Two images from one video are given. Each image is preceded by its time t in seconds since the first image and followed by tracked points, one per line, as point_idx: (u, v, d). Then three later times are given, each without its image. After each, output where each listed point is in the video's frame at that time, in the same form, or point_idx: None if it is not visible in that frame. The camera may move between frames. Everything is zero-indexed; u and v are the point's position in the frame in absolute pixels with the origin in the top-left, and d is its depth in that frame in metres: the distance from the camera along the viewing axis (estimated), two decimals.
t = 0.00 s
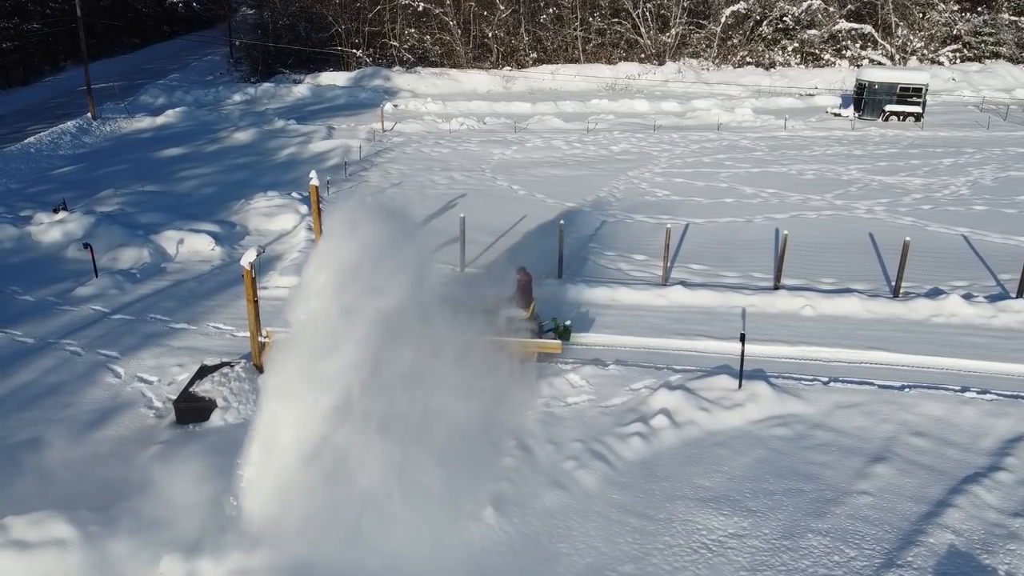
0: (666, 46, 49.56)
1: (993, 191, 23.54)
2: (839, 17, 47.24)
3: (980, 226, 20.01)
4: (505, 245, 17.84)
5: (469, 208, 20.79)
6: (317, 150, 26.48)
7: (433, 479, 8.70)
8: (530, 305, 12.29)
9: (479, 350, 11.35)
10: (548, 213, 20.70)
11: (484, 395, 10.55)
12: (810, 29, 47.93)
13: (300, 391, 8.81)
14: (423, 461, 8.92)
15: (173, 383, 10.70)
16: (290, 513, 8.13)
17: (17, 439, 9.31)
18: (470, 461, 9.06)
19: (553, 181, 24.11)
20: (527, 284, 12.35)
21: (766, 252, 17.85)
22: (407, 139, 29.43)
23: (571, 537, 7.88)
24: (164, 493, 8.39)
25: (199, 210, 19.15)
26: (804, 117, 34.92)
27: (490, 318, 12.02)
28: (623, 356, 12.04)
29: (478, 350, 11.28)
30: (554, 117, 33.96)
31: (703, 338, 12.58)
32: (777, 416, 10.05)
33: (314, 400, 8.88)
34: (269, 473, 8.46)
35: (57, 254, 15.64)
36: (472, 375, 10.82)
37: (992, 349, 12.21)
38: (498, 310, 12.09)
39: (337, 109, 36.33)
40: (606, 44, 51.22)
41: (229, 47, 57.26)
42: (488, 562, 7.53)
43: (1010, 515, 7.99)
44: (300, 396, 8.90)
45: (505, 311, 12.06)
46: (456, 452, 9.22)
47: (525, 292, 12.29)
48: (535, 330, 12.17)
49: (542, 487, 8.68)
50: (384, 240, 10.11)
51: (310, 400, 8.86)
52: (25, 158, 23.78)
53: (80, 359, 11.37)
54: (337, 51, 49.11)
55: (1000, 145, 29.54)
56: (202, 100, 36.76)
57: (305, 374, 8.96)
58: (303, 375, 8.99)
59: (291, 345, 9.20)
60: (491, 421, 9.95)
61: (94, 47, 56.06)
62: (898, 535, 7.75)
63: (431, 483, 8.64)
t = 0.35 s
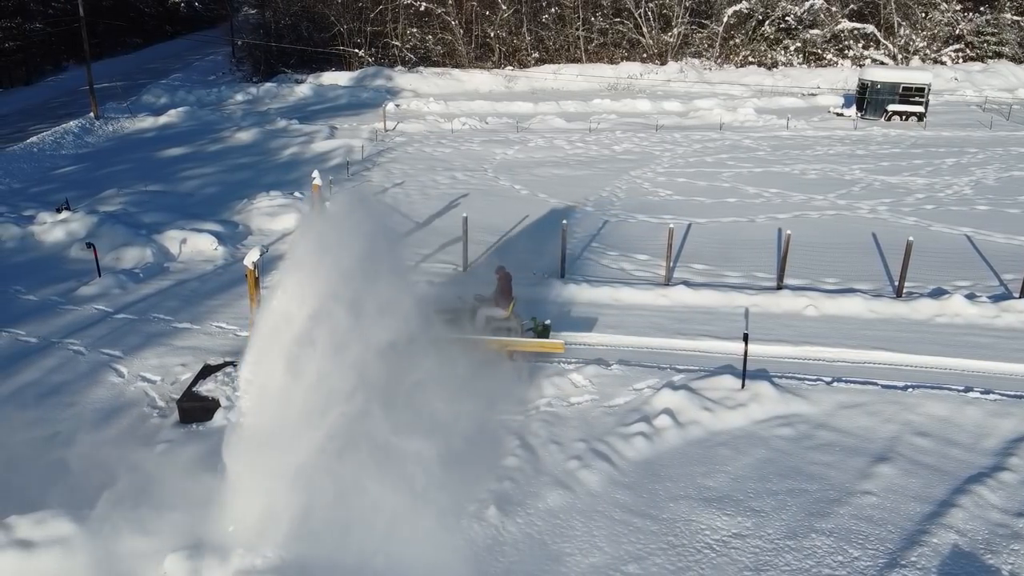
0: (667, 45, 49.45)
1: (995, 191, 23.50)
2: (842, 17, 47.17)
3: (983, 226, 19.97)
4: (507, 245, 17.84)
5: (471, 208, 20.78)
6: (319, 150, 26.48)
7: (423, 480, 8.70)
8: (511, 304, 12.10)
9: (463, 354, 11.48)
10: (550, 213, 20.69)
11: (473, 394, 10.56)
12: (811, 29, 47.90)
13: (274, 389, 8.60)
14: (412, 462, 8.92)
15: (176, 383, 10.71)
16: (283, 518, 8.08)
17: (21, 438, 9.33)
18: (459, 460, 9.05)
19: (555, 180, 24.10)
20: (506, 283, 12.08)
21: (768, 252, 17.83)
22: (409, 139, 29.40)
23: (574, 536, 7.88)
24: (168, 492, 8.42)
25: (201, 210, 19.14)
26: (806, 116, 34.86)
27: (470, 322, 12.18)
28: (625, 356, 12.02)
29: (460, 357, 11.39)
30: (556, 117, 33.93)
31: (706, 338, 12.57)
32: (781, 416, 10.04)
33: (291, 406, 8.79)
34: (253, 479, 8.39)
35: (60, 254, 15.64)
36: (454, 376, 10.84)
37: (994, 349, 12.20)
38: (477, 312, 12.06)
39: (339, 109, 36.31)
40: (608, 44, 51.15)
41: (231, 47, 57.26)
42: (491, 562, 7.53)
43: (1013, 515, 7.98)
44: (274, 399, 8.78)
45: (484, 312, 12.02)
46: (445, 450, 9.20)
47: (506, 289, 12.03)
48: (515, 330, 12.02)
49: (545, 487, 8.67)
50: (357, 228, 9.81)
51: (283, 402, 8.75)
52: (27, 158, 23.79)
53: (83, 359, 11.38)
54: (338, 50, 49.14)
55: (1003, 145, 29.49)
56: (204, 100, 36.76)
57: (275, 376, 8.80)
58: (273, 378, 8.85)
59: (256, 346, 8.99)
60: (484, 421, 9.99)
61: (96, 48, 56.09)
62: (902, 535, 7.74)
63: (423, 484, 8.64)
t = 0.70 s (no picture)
0: (670, 45, 49.37)
1: (998, 191, 23.46)
2: (844, 17, 47.05)
3: (986, 227, 19.94)
4: (508, 245, 17.84)
5: (473, 208, 20.77)
6: (321, 150, 26.48)
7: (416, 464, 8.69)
8: (488, 303, 12.01)
9: (458, 357, 11.54)
10: (552, 212, 20.67)
11: (462, 397, 10.63)
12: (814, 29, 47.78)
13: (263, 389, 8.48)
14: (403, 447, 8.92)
15: (178, 383, 10.72)
16: (277, 514, 8.02)
17: (23, 438, 9.33)
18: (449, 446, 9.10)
19: (557, 180, 24.09)
20: (484, 283, 11.95)
21: (771, 252, 17.81)
22: (411, 139, 29.39)
23: (575, 536, 7.88)
24: (169, 495, 8.43)
25: (203, 210, 19.16)
26: (809, 116, 34.81)
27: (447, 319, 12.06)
28: (626, 355, 12.02)
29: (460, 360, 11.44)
30: (558, 117, 33.90)
31: (708, 339, 12.57)
32: (783, 416, 10.03)
33: (269, 392, 8.59)
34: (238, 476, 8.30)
35: (62, 253, 15.66)
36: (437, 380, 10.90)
37: (997, 349, 12.17)
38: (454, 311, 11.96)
39: (341, 109, 36.31)
40: (610, 43, 51.03)
41: (234, 47, 57.24)
42: (491, 561, 7.54)
43: (1016, 516, 7.95)
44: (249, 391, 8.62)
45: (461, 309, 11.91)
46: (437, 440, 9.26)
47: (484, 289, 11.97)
48: (492, 329, 11.99)
49: (546, 486, 8.66)
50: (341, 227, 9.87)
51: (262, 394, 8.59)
52: (30, 157, 23.82)
53: (85, 358, 11.40)
54: (341, 50, 49.17)
55: (1006, 145, 29.42)
56: (207, 100, 36.77)
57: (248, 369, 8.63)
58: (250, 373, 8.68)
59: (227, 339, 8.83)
60: (479, 421, 10.05)
61: (99, 48, 56.12)
62: (904, 536, 7.73)
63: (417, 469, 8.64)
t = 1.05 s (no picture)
0: (674, 45, 49.51)
1: (1003, 191, 23.41)
2: (848, 17, 46.96)
3: (990, 227, 19.91)
4: (510, 244, 17.85)
5: (476, 208, 20.77)
6: (325, 150, 26.51)
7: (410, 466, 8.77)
8: (468, 303, 11.97)
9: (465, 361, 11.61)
10: (555, 212, 20.67)
11: (466, 397, 10.65)
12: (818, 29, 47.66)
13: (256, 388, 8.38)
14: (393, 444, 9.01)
15: (180, 382, 10.74)
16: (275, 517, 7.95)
17: (26, 437, 9.36)
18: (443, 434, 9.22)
19: (560, 180, 24.10)
20: (464, 282, 11.96)
21: (774, 252, 17.80)
22: (414, 139, 29.40)
23: (577, 536, 7.87)
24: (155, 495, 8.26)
25: (207, 209, 19.19)
26: (812, 116, 34.77)
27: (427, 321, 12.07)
28: (629, 356, 12.00)
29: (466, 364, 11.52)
30: (562, 117, 33.87)
31: (711, 339, 12.56)
32: (785, 417, 10.01)
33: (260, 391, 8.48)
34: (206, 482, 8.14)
35: (66, 253, 15.70)
36: (423, 381, 10.92)
37: (1000, 350, 12.14)
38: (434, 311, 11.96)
39: (345, 109, 36.35)
40: (614, 43, 50.96)
41: (237, 47, 57.29)
42: (493, 563, 7.52)
43: (1019, 518, 7.93)
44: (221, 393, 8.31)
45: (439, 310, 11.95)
46: (428, 447, 9.40)
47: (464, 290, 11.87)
48: (473, 328, 11.93)
49: (548, 486, 8.66)
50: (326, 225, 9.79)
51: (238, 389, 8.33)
52: (34, 157, 23.87)
53: (89, 357, 11.43)
54: (345, 50, 49.20)
55: (1011, 145, 29.35)
56: (210, 100, 36.81)
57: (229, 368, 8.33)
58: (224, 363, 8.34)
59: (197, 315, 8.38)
60: (479, 419, 10.07)
61: (103, 47, 56.19)
62: (906, 537, 7.71)
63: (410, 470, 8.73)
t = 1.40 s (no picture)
0: (678, 45, 49.35)
1: (1008, 191, 23.34)
2: (854, 16, 46.81)
3: (995, 227, 19.84)
4: (513, 244, 17.84)
5: (479, 208, 20.78)
6: (329, 150, 26.54)
7: (398, 475, 8.89)
8: (447, 302, 11.87)
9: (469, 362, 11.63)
10: (558, 212, 20.67)
11: (468, 396, 10.66)
12: (823, 29, 47.54)
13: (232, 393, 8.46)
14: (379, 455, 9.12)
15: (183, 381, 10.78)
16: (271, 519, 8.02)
17: (30, 436, 9.40)
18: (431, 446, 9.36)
19: (564, 180, 24.09)
20: (444, 281, 11.89)
21: (777, 253, 17.77)
22: (418, 139, 29.40)
23: (580, 536, 7.87)
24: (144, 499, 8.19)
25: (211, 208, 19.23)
26: (817, 116, 34.69)
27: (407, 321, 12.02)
28: (632, 356, 11.99)
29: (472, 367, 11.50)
30: (566, 117, 33.85)
31: (715, 339, 12.55)
32: (788, 418, 9.99)
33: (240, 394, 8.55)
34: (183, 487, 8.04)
35: (71, 251, 15.75)
36: (419, 382, 10.96)
37: (1004, 351, 12.10)
38: (412, 311, 11.89)
39: (348, 108, 36.38)
40: (618, 43, 50.86)
41: (242, 47, 57.38)
42: (495, 562, 7.53)
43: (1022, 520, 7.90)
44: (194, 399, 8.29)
45: (420, 308, 11.79)
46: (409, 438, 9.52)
47: (443, 290, 11.87)
48: (452, 327, 11.81)
49: (550, 488, 8.65)
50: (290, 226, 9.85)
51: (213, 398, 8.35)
52: (39, 156, 23.96)
53: (92, 357, 11.46)
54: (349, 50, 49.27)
55: (1016, 146, 29.23)
56: (215, 100, 36.88)
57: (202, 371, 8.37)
58: (199, 368, 8.40)
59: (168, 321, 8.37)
60: (481, 419, 10.07)
61: (108, 47, 56.36)
62: (909, 539, 7.68)
63: (400, 477, 8.84)
